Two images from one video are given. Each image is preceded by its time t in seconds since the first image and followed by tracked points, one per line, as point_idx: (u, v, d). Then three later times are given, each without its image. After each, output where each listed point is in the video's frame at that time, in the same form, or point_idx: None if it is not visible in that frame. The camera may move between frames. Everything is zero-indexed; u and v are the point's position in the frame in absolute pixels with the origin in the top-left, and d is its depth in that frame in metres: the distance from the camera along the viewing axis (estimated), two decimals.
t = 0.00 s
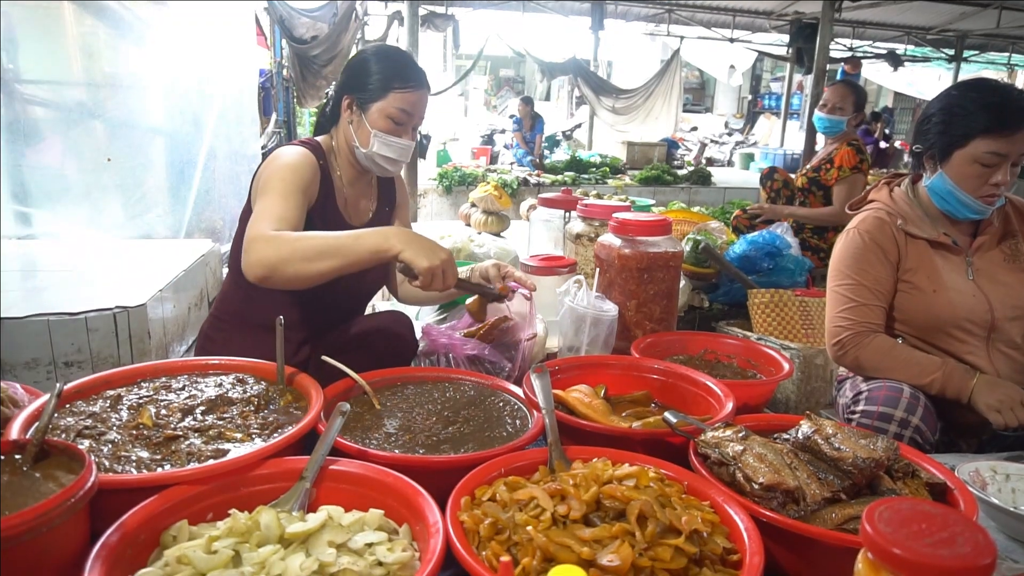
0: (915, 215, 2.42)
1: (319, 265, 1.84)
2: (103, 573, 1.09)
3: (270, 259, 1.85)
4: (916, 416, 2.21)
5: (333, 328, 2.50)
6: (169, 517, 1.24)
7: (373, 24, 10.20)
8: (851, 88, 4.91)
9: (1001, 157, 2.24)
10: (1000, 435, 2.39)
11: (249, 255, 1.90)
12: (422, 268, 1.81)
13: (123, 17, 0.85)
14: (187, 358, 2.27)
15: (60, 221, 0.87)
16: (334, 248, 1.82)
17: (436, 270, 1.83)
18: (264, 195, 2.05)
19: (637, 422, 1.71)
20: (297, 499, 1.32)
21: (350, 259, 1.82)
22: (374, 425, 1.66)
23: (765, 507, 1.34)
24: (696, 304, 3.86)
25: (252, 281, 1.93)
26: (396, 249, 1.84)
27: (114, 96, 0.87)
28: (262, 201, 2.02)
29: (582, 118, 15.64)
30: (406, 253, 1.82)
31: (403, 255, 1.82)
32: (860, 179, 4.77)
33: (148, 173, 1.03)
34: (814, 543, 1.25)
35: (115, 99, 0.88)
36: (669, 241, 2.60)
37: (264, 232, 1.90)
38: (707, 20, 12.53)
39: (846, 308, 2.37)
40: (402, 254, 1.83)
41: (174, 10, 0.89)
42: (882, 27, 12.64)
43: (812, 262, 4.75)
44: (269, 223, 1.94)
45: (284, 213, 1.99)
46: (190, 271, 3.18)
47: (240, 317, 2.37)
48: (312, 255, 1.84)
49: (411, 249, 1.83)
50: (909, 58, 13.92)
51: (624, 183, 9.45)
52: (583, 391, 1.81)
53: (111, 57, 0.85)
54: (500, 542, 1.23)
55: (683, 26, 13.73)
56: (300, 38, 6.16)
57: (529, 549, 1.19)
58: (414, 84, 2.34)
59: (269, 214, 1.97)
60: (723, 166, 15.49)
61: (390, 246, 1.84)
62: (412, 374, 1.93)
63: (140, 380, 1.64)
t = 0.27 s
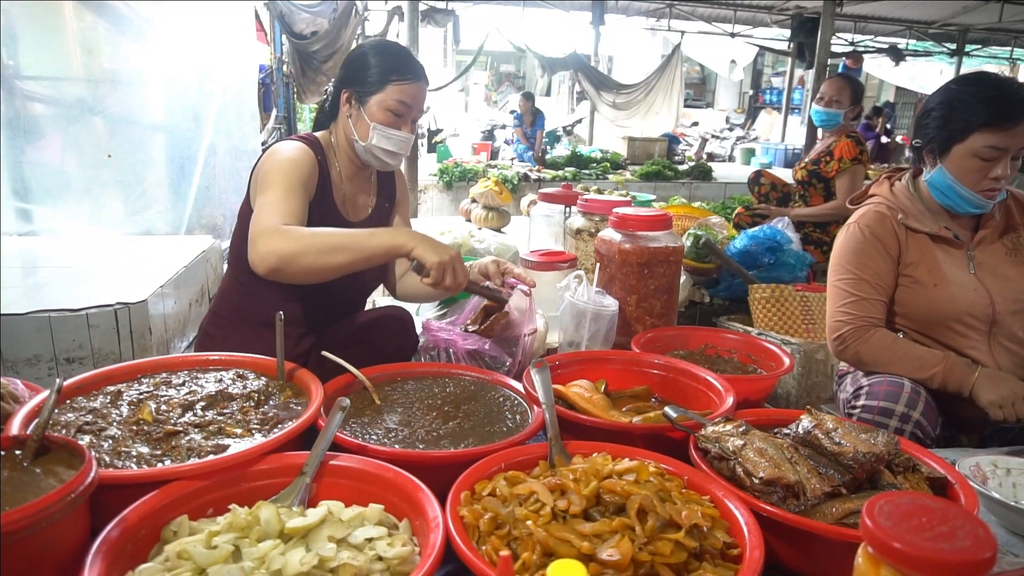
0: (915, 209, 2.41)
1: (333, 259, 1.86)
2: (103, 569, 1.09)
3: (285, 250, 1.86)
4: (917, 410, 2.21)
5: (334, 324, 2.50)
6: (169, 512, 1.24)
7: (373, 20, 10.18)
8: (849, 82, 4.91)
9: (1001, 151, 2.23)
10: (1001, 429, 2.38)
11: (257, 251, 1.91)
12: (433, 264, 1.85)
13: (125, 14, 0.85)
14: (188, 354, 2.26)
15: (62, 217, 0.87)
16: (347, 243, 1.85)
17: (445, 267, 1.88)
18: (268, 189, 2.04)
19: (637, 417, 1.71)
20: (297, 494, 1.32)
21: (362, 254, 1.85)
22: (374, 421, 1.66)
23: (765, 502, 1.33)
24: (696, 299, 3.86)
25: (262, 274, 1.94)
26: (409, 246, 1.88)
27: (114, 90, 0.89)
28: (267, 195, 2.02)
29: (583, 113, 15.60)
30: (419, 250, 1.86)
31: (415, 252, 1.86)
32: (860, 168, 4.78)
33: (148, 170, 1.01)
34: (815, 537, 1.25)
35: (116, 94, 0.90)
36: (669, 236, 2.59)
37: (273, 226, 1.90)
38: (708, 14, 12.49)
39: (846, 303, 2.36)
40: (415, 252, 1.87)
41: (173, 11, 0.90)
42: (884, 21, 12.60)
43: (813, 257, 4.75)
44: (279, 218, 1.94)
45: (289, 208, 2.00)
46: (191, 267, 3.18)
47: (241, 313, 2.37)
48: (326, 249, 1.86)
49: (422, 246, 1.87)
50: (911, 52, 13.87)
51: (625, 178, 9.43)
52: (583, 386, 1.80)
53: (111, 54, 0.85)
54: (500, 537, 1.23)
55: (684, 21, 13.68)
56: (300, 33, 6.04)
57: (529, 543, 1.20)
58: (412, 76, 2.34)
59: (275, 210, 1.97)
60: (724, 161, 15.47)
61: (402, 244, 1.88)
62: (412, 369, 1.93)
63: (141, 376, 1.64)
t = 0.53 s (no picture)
0: (916, 207, 2.41)
1: (395, 259, 1.77)
2: (104, 567, 1.10)
3: (346, 243, 1.80)
4: (917, 408, 2.21)
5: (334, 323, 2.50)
6: (169, 511, 1.24)
7: (373, 18, 10.17)
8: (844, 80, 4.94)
9: (1002, 146, 2.23)
10: (1002, 427, 2.38)
11: (318, 244, 1.87)
12: (492, 280, 1.71)
13: (127, 12, 0.84)
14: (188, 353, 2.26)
15: (62, 217, 0.87)
16: (405, 243, 1.77)
17: (504, 283, 1.72)
18: (316, 181, 2.02)
19: (637, 416, 1.71)
20: (297, 494, 1.32)
21: (424, 255, 1.76)
22: (374, 420, 1.66)
23: (765, 500, 1.34)
24: (697, 298, 3.85)
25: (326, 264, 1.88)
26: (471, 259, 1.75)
27: (115, 89, 0.87)
28: (315, 188, 1.99)
29: (583, 112, 15.60)
30: (480, 266, 1.73)
31: (476, 267, 1.73)
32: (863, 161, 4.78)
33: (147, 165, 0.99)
34: (815, 535, 1.25)
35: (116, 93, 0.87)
36: (669, 235, 2.59)
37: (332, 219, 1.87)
38: (708, 12, 12.48)
39: (846, 301, 2.36)
40: (475, 266, 1.74)
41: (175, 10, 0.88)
42: (884, 19, 12.58)
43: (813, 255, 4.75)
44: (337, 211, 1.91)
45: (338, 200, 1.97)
46: (191, 266, 3.18)
47: (241, 312, 2.37)
48: (386, 248, 1.77)
49: (485, 259, 1.74)
50: (911, 50, 13.86)
51: (625, 177, 9.43)
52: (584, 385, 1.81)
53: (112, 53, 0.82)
54: (500, 536, 1.24)
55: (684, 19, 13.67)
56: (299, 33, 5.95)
57: (529, 542, 1.20)
58: (422, 77, 2.34)
59: (330, 202, 1.95)
60: (725, 159, 15.45)
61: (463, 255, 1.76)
62: (412, 369, 1.93)
63: (141, 375, 1.64)
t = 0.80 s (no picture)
0: (919, 213, 2.42)
1: (460, 272, 1.81)
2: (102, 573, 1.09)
3: (409, 255, 1.86)
4: (917, 414, 2.20)
5: (334, 329, 2.50)
6: (168, 517, 1.24)
7: (374, 25, 10.21)
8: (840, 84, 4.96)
9: (973, 131, 2.31)
10: (1001, 433, 2.38)
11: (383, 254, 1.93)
12: (547, 316, 1.69)
13: (124, 17, 0.84)
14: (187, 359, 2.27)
15: (61, 222, 0.90)
16: (466, 258, 1.80)
17: (557, 324, 1.69)
18: (368, 190, 2.03)
19: (637, 422, 1.71)
20: (296, 500, 1.32)
21: (488, 274, 1.78)
22: (373, 426, 1.66)
23: (764, 507, 1.34)
24: (696, 304, 3.85)
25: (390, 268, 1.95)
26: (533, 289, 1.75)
27: (116, 96, 0.88)
28: (369, 198, 2.00)
29: (583, 117, 15.64)
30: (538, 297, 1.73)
31: (535, 297, 1.73)
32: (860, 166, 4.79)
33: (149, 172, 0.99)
34: (815, 542, 1.25)
35: (118, 100, 0.88)
36: (668, 241, 2.60)
37: (395, 230, 1.89)
38: (707, 19, 12.52)
39: (847, 307, 2.37)
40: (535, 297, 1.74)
41: (173, 11, 0.88)
42: (883, 25, 12.63)
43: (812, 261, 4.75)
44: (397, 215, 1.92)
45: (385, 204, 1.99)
46: (191, 272, 3.18)
47: (241, 318, 2.37)
48: (453, 261, 1.82)
49: (545, 295, 1.73)
50: (910, 57, 13.91)
51: (625, 182, 9.44)
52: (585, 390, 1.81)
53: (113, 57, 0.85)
54: (500, 543, 1.23)
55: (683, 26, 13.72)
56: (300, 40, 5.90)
57: (529, 549, 1.19)
58: (440, 91, 2.36)
59: (386, 208, 1.96)
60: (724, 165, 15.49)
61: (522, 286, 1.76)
62: (412, 375, 1.93)
63: (140, 381, 1.64)
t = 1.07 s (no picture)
0: (917, 218, 2.43)
1: (467, 272, 1.81)
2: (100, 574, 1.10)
3: (417, 252, 1.86)
4: (915, 418, 2.21)
5: (332, 330, 2.51)
6: (166, 518, 1.24)
7: (374, 27, 10.22)
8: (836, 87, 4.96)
9: (962, 133, 2.33)
10: (999, 437, 2.39)
11: (390, 252, 1.92)
12: (553, 321, 1.70)
13: (126, 18, 0.84)
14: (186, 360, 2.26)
15: (61, 222, 0.91)
16: (475, 257, 1.81)
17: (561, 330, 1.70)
18: (374, 193, 2.04)
19: (636, 425, 1.71)
20: (293, 502, 1.32)
21: (496, 274, 1.78)
22: (371, 428, 1.66)
23: (762, 510, 1.34)
24: (695, 306, 3.83)
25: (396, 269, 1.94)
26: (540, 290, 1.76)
27: (117, 97, 0.88)
28: (374, 201, 2.01)
29: (582, 120, 15.65)
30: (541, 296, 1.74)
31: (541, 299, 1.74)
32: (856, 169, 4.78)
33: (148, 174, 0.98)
34: (812, 545, 1.25)
35: (118, 101, 0.88)
36: (667, 243, 2.60)
37: (402, 230, 1.89)
38: (707, 22, 12.55)
39: (845, 311, 2.37)
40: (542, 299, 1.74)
41: (174, 11, 0.88)
42: (882, 30, 12.66)
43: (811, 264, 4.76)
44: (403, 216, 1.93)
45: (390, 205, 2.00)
46: (190, 273, 3.18)
47: (240, 319, 2.37)
48: (460, 260, 1.82)
49: (553, 298, 1.73)
50: (909, 61, 13.94)
51: (624, 185, 9.45)
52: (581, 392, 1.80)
53: (113, 58, 0.85)
54: (497, 545, 1.23)
55: (683, 29, 13.74)
56: (300, 42, 5.83)
57: (526, 551, 1.20)
58: (453, 103, 2.35)
59: (390, 211, 1.97)
60: (724, 168, 15.50)
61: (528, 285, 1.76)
62: (411, 377, 1.93)
63: (139, 382, 1.64)
